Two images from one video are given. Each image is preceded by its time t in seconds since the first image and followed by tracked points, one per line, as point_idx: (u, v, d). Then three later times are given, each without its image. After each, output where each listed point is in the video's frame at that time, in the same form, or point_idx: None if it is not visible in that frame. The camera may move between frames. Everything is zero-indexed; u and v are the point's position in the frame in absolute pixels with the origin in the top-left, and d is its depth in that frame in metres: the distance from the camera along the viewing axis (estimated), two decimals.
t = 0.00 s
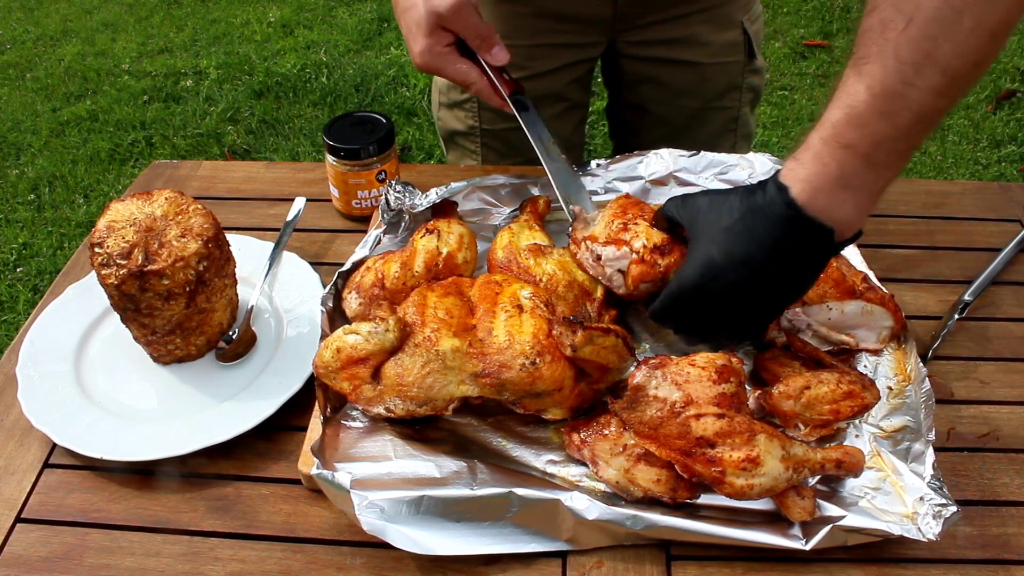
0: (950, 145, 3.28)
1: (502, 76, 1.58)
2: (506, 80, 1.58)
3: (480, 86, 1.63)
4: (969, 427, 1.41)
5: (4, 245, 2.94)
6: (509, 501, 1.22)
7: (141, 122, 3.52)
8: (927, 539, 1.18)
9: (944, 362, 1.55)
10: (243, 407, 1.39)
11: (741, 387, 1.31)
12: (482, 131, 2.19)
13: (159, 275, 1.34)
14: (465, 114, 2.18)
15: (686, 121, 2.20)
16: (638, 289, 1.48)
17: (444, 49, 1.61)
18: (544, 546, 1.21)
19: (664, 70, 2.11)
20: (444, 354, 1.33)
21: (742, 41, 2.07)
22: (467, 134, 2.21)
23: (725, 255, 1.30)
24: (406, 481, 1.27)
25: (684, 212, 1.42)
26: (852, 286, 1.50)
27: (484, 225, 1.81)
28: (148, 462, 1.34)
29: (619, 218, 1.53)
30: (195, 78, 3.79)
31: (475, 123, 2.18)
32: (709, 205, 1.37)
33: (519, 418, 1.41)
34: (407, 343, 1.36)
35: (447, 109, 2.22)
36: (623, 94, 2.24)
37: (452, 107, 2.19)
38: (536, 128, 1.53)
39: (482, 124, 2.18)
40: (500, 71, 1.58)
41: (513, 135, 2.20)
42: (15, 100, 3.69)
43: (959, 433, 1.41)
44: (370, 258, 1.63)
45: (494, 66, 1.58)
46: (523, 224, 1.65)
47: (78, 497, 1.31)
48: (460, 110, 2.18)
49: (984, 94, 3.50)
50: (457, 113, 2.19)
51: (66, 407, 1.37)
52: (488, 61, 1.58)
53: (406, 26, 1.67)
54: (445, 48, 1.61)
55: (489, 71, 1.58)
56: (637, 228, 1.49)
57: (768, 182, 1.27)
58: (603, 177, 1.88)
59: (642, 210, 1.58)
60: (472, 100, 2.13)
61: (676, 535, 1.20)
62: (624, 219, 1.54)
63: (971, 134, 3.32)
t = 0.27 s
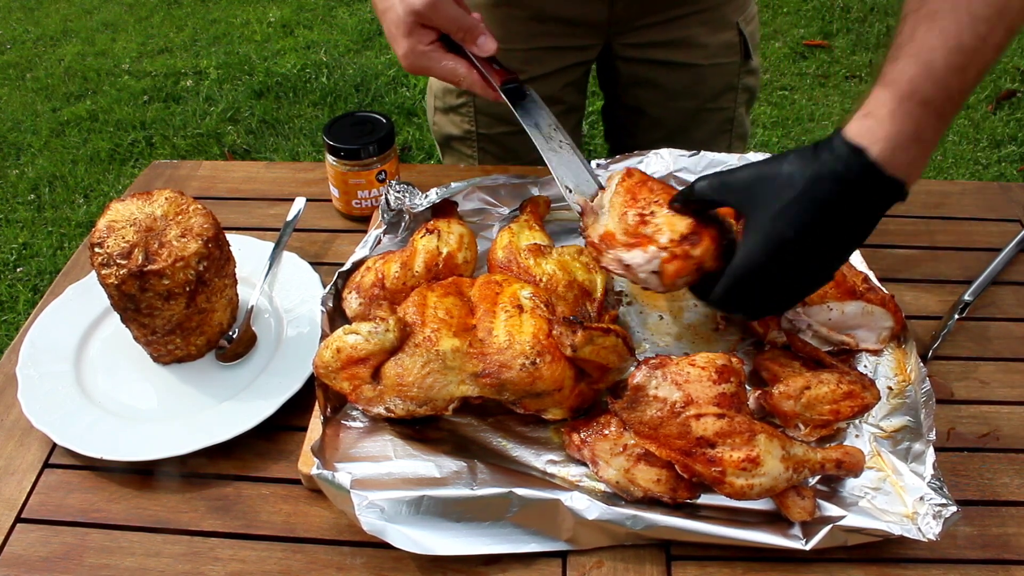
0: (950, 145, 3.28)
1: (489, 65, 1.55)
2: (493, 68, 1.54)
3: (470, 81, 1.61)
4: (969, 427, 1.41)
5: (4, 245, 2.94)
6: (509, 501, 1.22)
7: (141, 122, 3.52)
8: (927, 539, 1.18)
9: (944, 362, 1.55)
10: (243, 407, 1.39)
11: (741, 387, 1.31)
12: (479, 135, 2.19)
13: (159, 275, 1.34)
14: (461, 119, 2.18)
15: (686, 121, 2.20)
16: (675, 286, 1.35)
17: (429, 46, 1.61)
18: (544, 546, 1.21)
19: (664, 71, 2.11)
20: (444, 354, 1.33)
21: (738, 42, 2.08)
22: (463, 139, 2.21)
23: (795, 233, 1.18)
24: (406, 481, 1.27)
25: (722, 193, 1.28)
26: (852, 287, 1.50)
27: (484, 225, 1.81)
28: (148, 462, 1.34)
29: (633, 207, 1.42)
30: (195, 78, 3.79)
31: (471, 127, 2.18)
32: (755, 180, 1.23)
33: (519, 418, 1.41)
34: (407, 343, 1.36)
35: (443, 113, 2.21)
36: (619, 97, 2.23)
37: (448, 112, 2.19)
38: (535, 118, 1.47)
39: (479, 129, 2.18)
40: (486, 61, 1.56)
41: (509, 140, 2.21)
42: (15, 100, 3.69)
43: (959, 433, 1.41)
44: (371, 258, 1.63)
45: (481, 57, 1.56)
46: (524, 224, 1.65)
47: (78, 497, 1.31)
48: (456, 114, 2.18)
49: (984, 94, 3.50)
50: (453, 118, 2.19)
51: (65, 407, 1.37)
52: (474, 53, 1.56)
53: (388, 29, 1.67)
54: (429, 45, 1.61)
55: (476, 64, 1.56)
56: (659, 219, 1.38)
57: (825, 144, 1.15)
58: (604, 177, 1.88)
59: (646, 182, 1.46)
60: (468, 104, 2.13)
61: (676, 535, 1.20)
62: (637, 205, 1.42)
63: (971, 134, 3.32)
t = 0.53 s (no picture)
0: (950, 145, 3.28)
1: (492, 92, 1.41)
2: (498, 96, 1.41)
3: (469, 107, 1.45)
4: (969, 427, 1.41)
5: (4, 245, 2.94)
6: (509, 500, 1.22)
7: (141, 122, 3.52)
8: (928, 539, 1.18)
9: (944, 362, 1.55)
10: (243, 407, 1.39)
11: (741, 387, 1.31)
12: (475, 142, 2.18)
13: (159, 275, 1.35)
14: (457, 126, 2.18)
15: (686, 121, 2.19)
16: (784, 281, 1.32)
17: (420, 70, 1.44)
18: (544, 546, 1.21)
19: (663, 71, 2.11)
20: (444, 354, 1.33)
21: (732, 44, 2.08)
22: (460, 147, 2.21)
23: (879, 180, 1.33)
24: (406, 481, 1.27)
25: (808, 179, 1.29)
26: (852, 287, 1.49)
27: (484, 225, 1.81)
28: (148, 462, 1.34)
29: (704, 229, 1.34)
30: (195, 78, 3.79)
31: (467, 135, 2.17)
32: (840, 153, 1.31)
33: (519, 418, 1.41)
34: (407, 343, 1.36)
35: (438, 121, 2.21)
36: (614, 102, 2.23)
37: (444, 119, 2.19)
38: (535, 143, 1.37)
39: (475, 136, 2.17)
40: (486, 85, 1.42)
41: (505, 146, 2.20)
42: (15, 100, 3.69)
43: (958, 433, 1.41)
44: (371, 258, 1.63)
45: (481, 82, 1.42)
46: (524, 224, 1.65)
47: (78, 497, 1.31)
48: (452, 122, 2.18)
49: (984, 95, 3.50)
50: (449, 126, 2.19)
51: (65, 407, 1.37)
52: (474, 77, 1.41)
53: (369, 54, 1.48)
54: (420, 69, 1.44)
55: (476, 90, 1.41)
56: (743, 234, 1.31)
57: (894, 93, 1.34)
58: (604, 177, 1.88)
59: (695, 196, 1.38)
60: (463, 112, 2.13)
61: (676, 535, 1.20)
62: (707, 224, 1.34)
63: (971, 134, 3.32)
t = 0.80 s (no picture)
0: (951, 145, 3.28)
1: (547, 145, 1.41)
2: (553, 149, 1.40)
3: (522, 163, 1.44)
4: (969, 427, 1.41)
5: (4, 245, 2.94)
6: (509, 501, 1.22)
7: (141, 122, 3.52)
8: (928, 539, 1.18)
9: (944, 362, 1.55)
10: (243, 407, 1.39)
11: (742, 387, 1.31)
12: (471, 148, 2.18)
13: (159, 275, 1.35)
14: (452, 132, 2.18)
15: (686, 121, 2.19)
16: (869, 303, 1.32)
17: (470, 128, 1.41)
18: (544, 546, 1.21)
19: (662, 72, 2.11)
20: (444, 354, 1.33)
21: (722, 40, 2.09)
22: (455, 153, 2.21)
23: (932, 179, 1.30)
24: (406, 481, 1.27)
25: (876, 197, 1.27)
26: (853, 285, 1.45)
27: (484, 225, 1.81)
28: (148, 462, 1.34)
29: (784, 272, 1.29)
30: (195, 78, 3.79)
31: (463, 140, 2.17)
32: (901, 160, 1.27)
33: (519, 418, 1.41)
34: (407, 343, 1.36)
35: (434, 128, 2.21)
36: (607, 103, 2.22)
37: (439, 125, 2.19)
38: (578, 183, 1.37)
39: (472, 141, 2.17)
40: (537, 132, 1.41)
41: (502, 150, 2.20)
42: (15, 100, 3.69)
43: (958, 433, 1.41)
44: (370, 258, 1.63)
45: (533, 134, 1.41)
46: (524, 224, 1.64)
47: (78, 497, 1.31)
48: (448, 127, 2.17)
49: (984, 94, 3.50)
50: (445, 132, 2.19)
51: (65, 407, 1.37)
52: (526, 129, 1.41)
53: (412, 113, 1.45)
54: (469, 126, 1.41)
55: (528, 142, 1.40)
56: (823, 268, 1.27)
57: (934, 90, 1.31)
58: (603, 177, 1.89)
59: (764, 236, 1.31)
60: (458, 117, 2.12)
61: (677, 535, 1.20)
62: (786, 265, 1.29)
63: (971, 134, 3.32)
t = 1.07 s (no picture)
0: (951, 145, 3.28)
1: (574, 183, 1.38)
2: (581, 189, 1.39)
3: (550, 200, 1.36)
4: (969, 427, 1.41)
5: (4, 245, 2.94)
6: (509, 501, 1.22)
7: (141, 122, 3.52)
8: (927, 539, 1.18)
9: (944, 362, 1.55)
10: (243, 407, 1.39)
11: (742, 387, 1.31)
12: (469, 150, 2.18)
13: (160, 275, 1.35)
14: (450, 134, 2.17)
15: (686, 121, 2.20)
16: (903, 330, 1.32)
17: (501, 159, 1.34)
18: (544, 546, 1.21)
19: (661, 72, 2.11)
20: (444, 354, 1.33)
21: (715, 37, 2.11)
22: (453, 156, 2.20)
23: (948, 188, 1.32)
24: (406, 481, 1.27)
25: (895, 216, 1.29)
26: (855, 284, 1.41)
27: (484, 225, 1.81)
28: (148, 462, 1.34)
29: (813, 305, 1.32)
30: (195, 78, 3.79)
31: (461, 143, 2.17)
32: (915, 175, 1.29)
33: (520, 418, 1.41)
34: (407, 343, 1.36)
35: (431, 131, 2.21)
36: (603, 104, 2.22)
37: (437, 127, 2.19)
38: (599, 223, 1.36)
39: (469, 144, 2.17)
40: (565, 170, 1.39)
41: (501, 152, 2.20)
42: (15, 100, 3.69)
43: (958, 433, 1.41)
44: (371, 258, 1.63)
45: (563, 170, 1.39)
46: (524, 224, 1.63)
47: (78, 497, 1.31)
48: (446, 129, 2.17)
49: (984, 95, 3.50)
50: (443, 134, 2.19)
51: (65, 407, 1.37)
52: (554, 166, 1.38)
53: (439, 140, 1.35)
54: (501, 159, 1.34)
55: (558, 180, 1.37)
56: (852, 298, 1.30)
57: (939, 100, 1.32)
58: (603, 177, 1.89)
59: (789, 272, 1.34)
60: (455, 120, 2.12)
61: (677, 535, 1.20)
62: (814, 299, 1.32)
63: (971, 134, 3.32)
